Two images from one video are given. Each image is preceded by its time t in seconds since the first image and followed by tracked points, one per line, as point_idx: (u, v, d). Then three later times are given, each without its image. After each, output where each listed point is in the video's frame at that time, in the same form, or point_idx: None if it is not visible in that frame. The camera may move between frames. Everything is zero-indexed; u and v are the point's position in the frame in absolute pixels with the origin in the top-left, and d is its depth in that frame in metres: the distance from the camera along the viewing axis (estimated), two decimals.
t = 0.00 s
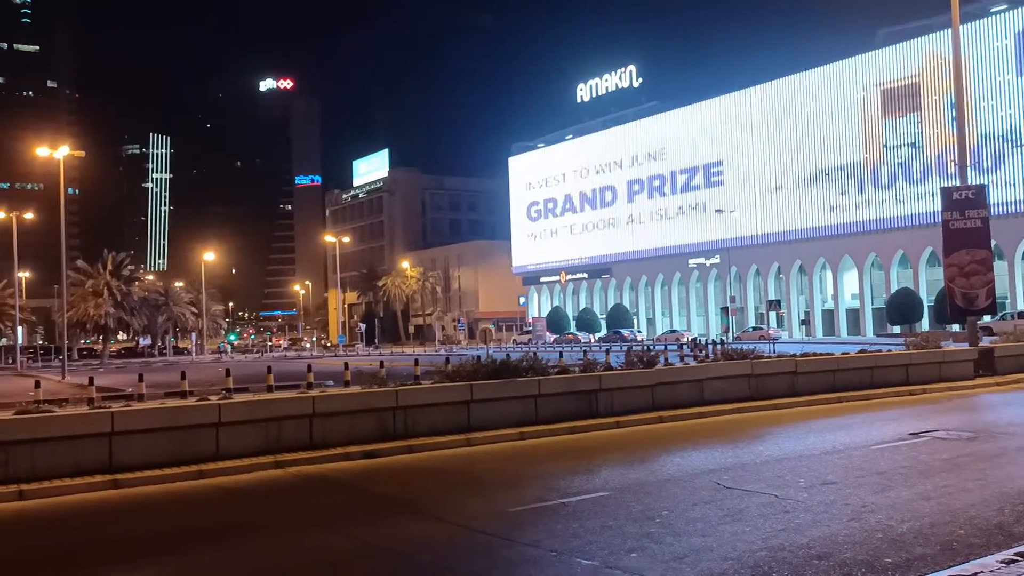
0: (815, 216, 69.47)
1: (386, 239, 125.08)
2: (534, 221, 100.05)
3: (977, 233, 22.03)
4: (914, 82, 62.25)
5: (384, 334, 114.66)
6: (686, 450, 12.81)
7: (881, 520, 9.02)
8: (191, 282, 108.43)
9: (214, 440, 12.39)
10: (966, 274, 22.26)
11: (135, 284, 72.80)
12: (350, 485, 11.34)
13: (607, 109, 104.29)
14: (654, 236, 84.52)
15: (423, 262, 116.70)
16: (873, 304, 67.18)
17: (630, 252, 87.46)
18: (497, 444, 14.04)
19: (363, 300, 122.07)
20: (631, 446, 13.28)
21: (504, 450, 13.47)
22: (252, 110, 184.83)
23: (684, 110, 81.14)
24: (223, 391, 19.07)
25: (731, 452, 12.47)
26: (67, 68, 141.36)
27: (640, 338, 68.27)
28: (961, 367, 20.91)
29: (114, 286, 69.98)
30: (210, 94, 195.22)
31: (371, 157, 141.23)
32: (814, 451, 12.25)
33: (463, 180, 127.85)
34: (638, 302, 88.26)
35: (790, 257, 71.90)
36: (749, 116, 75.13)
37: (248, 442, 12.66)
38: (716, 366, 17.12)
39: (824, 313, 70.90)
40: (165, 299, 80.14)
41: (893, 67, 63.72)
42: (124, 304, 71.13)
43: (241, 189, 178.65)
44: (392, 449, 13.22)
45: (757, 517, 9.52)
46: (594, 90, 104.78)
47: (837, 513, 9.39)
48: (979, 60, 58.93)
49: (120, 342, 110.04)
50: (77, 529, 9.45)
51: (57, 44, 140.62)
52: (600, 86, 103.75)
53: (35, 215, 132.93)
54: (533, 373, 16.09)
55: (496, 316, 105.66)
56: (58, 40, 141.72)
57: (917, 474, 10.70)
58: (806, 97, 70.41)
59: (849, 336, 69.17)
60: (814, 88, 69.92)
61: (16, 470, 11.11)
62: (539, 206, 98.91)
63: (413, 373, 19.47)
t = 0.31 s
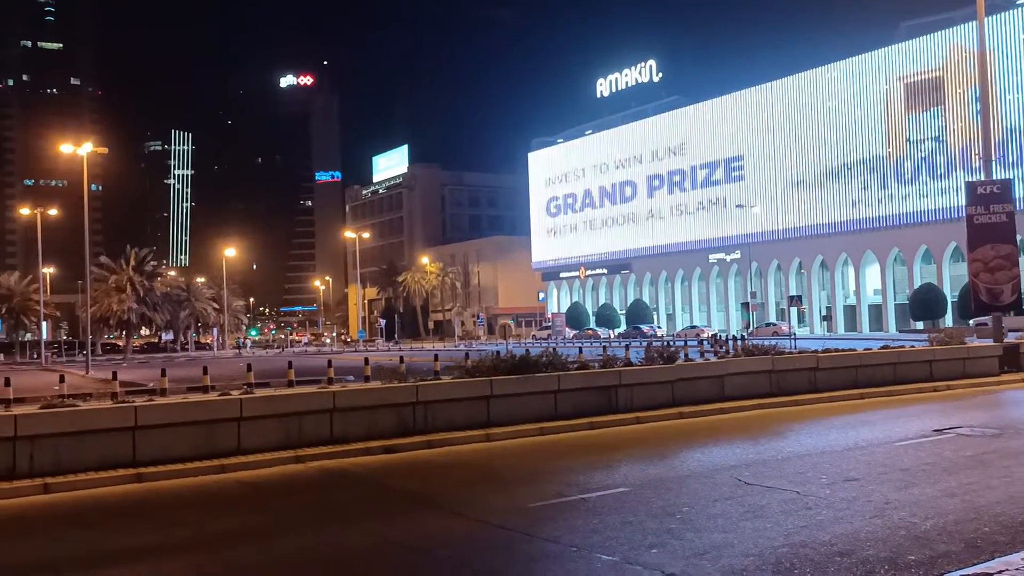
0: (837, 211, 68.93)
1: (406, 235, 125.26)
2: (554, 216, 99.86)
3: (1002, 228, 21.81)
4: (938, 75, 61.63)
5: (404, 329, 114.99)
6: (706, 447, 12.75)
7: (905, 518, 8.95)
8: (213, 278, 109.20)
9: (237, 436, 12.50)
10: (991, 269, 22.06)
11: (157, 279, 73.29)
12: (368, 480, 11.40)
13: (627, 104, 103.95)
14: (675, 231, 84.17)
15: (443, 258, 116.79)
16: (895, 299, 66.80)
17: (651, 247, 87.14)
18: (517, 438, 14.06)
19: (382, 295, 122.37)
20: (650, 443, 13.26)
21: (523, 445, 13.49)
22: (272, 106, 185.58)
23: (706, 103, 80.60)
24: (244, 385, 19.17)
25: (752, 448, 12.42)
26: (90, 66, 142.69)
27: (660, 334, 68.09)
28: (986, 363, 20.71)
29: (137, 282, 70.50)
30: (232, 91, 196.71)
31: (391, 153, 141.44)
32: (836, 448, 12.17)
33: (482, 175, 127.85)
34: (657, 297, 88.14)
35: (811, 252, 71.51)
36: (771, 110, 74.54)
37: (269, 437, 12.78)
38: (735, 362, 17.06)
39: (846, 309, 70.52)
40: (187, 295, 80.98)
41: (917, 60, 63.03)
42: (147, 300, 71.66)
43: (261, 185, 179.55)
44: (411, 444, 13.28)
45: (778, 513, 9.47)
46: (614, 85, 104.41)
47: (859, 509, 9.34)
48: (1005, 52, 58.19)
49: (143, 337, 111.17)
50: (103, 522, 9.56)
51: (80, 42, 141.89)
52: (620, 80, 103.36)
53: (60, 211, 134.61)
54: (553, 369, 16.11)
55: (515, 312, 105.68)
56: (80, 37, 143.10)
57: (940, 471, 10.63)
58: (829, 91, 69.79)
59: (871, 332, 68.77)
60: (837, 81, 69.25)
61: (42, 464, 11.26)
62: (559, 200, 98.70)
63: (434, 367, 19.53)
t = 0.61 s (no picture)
0: (859, 207, 68.49)
1: (425, 231, 125.37)
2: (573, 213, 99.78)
3: None
4: (962, 69, 61.05)
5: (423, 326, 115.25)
6: (728, 444, 12.70)
7: (928, 516, 8.88)
8: (234, 275, 109.89)
9: (259, 431, 12.59)
10: (1017, 266, 21.79)
11: (180, 276, 73.89)
12: (389, 476, 11.44)
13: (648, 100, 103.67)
14: (695, 228, 83.90)
15: (462, 255, 116.97)
16: (918, 296, 66.20)
17: (671, 243, 86.87)
18: (537, 435, 14.08)
19: (402, 292, 122.68)
20: (670, 439, 13.24)
21: (543, 442, 13.49)
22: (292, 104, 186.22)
23: (727, 99, 80.23)
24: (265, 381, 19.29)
25: (774, 446, 12.36)
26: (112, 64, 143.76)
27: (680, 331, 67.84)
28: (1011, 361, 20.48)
29: (159, 279, 71.00)
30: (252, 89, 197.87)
31: (410, 150, 141.65)
32: (859, 446, 12.07)
33: (502, 172, 127.94)
34: (678, 294, 87.91)
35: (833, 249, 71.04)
36: (792, 106, 74.15)
37: (291, 433, 12.86)
38: (757, 359, 16.98)
39: (868, 306, 69.98)
40: (209, 292, 81.60)
41: (941, 55, 62.46)
42: (170, 296, 72.10)
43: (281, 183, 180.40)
44: (432, 441, 13.32)
45: (800, 511, 9.42)
46: (633, 81, 104.25)
47: (882, 508, 9.27)
48: None
49: (165, 334, 112.12)
50: (130, 516, 9.66)
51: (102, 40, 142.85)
52: (639, 76, 103.13)
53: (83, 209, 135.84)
54: (572, 366, 16.10)
55: (535, 309, 105.76)
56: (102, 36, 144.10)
57: (965, 470, 10.52)
58: (851, 86, 69.32)
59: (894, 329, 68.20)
60: (859, 76, 68.77)
61: (68, 459, 11.40)
62: (578, 197, 98.63)
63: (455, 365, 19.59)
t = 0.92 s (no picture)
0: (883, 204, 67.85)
1: (446, 229, 125.53)
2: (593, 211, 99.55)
3: None
4: (988, 64, 60.57)
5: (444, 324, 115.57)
6: (749, 442, 12.64)
7: (953, 516, 8.81)
8: (256, 272, 110.57)
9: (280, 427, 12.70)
10: None
11: (202, 274, 74.32)
12: (411, 473, 11.50)
13: (669, 97, 103.33)
14: (716, 225, 83.48)
15: (483, 252, 117.16)
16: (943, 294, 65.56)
17: (692, 240, 86.41)
18: (558, 433, 14.09)
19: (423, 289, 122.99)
20: (691, 437, 13.19)
21: (564, 440, 13.49)
22: (313, 102, 186.85)
23: (749, 96, 79.81)
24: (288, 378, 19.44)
25: (796, 444, 12.30)
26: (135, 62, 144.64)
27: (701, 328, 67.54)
28: None
29: (182, 276, 71.43)
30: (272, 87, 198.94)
31: (431, 148, 141.90)
32: (882, 445, 12.00)
33: (522, 169, 128.08)
34: (699, 291, 87.61)
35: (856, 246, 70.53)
36: (815, 102, 73.70)
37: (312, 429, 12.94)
38: (779, 357, 16.90)
39: (892, 304, 69.44)
40: (231, 289, 82.10)
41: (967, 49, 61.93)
42: (193, 294, 72.43)
43: (302, 181, 181.41)
44: (454, 437, 13.36)
45: (823, 510, 9.38)
46: (654, 78, 104.48)
47: (906, 507, 9.21)
48: None
49: (188, 330, 113.02)
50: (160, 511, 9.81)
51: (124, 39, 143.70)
52: (661, 73, 103.23)
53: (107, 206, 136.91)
54: (593, 364, 16.09)
55: (555, 306, 105.85)
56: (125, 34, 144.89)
57: (991, 469, 10.43)
58: (875, 81, 68.78)
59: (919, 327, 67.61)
60: (882, 72, 68.18)
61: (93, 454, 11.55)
62: (598, 194, 98.39)
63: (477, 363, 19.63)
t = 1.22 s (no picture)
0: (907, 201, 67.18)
1: (466, 227, 125.45)
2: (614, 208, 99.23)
3: None
4: (1014, 58, 59.93)
5: (465, 321, 115.68)
6: (773, 441, 12.56)
7: (980, 516, 8.72)
8: (278, 271, 111.16)
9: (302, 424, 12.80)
10: None
11: (225, 272, 74.78)
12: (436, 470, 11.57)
13: (691, 94, 102.76)
14: (739, 223, 82.97)
15: (504, 250, 117.22)
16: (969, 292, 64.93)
17: (714, 238, 85.94)
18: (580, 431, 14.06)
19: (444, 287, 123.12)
20: (714, 436, 13.14)
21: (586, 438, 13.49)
22: (334, 101, 187.53)
23: (773, 92, 79.22)
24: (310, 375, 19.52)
25: (820, 443, 12.23)
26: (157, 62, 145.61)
27: (724, 326, 67.18)
28: None
29: (206, 274, 72.07)
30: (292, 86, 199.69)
31: (452, 145, 141.92)
32: (906, 444, 11.90)
33: (543, 166, 127.99)
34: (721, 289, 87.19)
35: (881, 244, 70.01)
36: (839, 98, 73.14)
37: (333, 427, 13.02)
38: (802, 355, 16.79)
39: (917, 302, 68.87)
40: (254, 287, 82.58)
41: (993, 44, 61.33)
42: (216, 292, 72.97)
43: (323, 179, 182.13)
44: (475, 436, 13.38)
45: (848, 509, 9.31)
46: (676, 75, 103.55)
47: (932, 507, 9.13)
48: None
49: (211, 328, 113.72)
50: (190, 505, 9.92)
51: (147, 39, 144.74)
52: (682, 70, 102.36)
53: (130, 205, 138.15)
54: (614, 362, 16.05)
55: (576, 303, 105.85)
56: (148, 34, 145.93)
57: (1018, 469, 10.32)
58: (899, 77, 68.19)
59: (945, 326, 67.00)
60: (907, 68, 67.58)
61: (119, 450, 11.70)
62: (619, 192, 98.03)
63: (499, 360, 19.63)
